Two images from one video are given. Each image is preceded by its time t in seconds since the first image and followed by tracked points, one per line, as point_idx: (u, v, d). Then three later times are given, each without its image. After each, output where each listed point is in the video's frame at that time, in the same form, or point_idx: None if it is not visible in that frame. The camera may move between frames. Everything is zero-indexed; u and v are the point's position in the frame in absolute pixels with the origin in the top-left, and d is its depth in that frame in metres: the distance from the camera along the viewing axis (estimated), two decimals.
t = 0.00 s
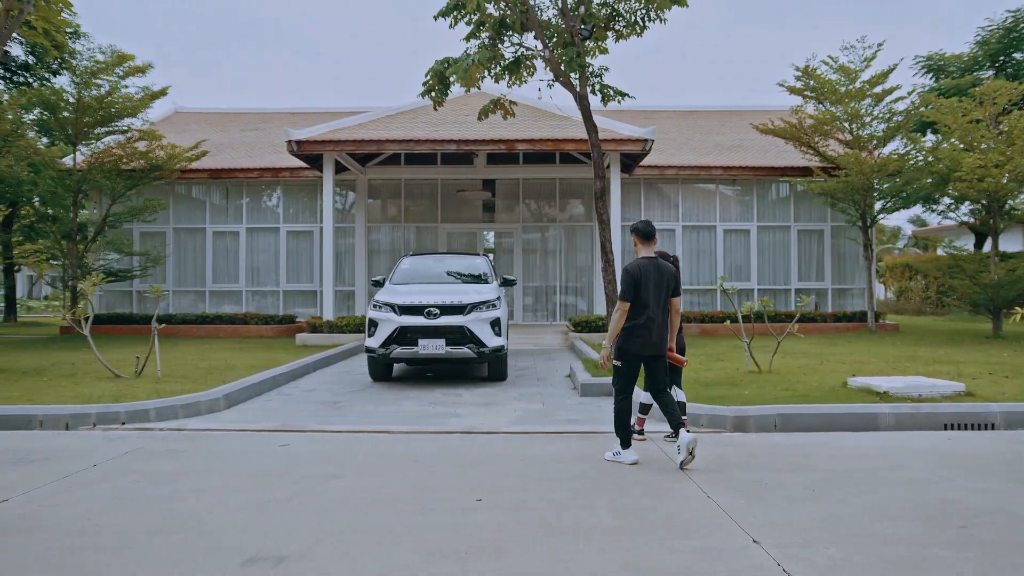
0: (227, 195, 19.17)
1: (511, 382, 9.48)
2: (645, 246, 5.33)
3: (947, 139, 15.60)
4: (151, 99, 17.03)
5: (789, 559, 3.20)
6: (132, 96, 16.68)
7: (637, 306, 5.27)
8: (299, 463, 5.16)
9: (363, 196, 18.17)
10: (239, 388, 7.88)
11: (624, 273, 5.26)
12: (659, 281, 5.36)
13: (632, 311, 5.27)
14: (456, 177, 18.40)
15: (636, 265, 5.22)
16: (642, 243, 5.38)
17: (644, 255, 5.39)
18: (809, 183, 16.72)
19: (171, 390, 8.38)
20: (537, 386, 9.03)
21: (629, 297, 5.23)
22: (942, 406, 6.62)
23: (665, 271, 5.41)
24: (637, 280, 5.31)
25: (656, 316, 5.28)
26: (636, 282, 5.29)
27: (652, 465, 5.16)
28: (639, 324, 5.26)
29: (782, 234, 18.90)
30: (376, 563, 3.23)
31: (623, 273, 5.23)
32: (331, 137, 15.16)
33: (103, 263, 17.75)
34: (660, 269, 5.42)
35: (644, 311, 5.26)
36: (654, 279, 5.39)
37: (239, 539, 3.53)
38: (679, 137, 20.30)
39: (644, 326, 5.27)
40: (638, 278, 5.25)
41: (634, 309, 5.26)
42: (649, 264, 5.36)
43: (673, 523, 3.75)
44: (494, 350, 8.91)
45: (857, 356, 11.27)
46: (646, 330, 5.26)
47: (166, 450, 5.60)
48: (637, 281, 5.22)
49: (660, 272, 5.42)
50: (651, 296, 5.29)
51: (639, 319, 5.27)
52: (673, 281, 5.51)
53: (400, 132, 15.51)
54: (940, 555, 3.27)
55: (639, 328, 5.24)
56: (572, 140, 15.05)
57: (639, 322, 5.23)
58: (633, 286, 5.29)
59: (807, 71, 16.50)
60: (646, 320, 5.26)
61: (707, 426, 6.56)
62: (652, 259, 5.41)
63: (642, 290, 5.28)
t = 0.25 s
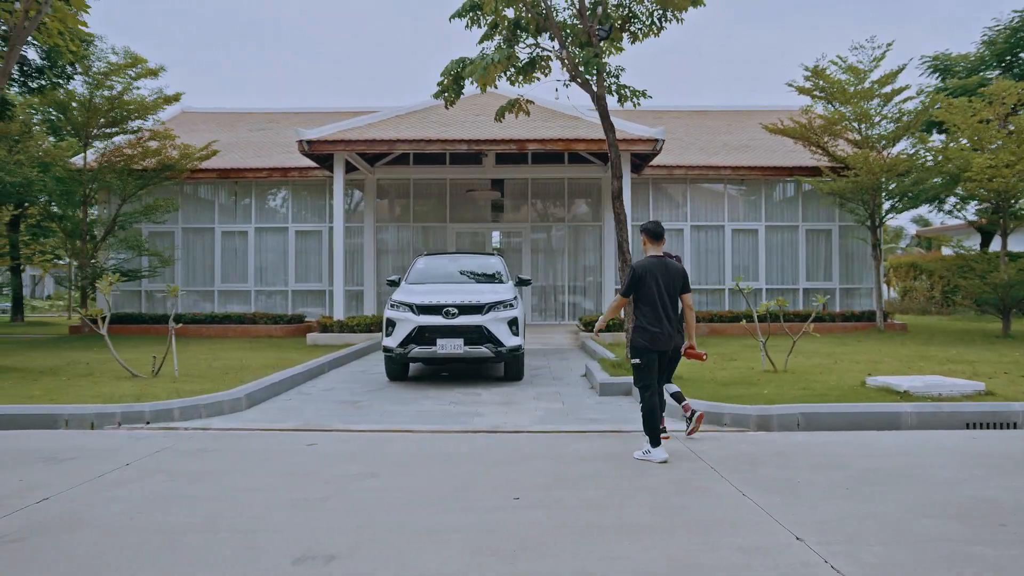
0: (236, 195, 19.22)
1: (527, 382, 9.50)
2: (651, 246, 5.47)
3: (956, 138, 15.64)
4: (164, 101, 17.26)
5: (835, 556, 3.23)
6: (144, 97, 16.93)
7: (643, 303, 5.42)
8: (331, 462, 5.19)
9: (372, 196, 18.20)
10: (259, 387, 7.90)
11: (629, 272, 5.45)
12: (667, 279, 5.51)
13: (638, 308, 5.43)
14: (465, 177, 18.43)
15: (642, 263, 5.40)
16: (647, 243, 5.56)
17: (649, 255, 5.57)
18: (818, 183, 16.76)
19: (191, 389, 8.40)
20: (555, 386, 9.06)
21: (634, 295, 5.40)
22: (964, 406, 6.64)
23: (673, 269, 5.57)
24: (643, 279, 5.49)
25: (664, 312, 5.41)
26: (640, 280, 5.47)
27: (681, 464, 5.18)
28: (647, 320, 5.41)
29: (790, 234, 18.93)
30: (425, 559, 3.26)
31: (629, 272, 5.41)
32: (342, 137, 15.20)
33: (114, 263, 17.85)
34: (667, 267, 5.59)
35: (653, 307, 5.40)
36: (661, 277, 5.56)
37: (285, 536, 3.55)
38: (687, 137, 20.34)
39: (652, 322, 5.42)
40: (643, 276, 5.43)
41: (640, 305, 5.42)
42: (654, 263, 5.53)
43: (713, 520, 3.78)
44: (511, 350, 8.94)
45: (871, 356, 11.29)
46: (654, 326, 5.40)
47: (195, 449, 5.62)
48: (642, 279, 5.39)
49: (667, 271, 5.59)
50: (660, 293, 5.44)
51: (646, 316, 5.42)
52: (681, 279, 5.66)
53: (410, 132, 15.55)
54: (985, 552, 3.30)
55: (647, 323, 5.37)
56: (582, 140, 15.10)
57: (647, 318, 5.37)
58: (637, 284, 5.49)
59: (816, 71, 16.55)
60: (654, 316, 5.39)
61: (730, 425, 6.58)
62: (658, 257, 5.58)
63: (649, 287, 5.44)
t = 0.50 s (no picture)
0: (242, 195, 19.22)
1: (542, 381, 9.51)
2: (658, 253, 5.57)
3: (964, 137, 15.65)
4: (173, 103, 17.31)
5: (877, 555, 3.24)
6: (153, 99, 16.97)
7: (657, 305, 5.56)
8: (357, 462, 5.19)
9: (379, 196, 18.21)
10: (277, 387, 7.91)
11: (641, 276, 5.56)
12: (679, 282, 5.64)
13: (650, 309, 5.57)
14: (472, 177, 18.44)
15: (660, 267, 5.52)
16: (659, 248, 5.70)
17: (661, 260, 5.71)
18: (826, 183, 16.77)
19: (208, 390, 8.40)
20: (570, 385, 9.06)
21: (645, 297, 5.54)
22: (984, 404, 6.64)
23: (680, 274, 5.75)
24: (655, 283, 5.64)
25: (676, 314, 5.57)
26: (651, 283, 5.61)
27: (707, 462, 5.18)
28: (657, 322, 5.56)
29: (798, 233, 18.94)
30: (468, 559, 3.27)
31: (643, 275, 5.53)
32: (350, 137, 15.23)
33: (121, 264, 17.88)
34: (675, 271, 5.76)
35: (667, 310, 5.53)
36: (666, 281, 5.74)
37: (326, 536, 3.56)
38: (693, 136, 20.35)
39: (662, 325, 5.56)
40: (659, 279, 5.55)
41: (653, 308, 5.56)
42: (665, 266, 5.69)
43: (749, 519, 3.79)
44: (527, 350, 8.96)
45: (883, 355, 11.29)
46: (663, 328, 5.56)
47: (220, 449, 5.63)
48: (657, 282, 5.51)
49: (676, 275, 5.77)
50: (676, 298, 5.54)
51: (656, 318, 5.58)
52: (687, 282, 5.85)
53: (419, 132, 15.57)
54: None
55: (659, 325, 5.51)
56: (591, 139, 15.12)
57: (659, 320, 5.51)
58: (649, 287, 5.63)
59: (823, 70, 16.56)
60: (666, 318, 5.54)
61: (750, 424, 6.59)
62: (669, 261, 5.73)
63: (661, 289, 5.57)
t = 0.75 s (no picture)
0: (249, 195, 19.25)
1: (553, 381, 9.53)
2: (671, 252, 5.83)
3: (971, 137, 15.65)
4: (180, 103, 17.34)
5: (910, 553, 3.25)
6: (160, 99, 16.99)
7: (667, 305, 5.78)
8: (379, 462, 5.20)
9: (385, 196, 18.23)
10: (292, 387, 7.92)
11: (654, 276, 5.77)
12: (686, 282, 5.89)
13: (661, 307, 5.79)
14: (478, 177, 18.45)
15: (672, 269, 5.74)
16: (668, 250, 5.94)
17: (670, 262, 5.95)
18: (833, 182, 16.78)
19: (222, 389, 8.41)
20: (582, 385, 9.08)
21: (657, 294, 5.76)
22: (1000, 404, 6.65)
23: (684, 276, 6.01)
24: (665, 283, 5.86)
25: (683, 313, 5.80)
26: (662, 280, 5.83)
27: (728, 462, 5.19)
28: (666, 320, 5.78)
29: (803, 233, 18.95)
30: (502, 558, 3.28)
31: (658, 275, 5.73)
32: (358, 137, 15.26)
33: (128, 265, 17.91)
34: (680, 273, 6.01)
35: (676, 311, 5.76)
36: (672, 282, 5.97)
37: (357, 535, 3.58)
38: (698, 136, 20.37)
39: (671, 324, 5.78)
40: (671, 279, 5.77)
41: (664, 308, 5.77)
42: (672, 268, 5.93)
43: (777, 518, 3.80)
44: (539, 349, 8.99)
45: (892, 355, 11.29)
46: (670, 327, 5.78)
47: (241, 449, 5.64)
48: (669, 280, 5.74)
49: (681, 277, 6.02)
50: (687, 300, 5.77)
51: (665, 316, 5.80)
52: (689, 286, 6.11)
53: (426, 132, 15.59)
54: None
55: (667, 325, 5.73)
56: (598, 139, 15.15)
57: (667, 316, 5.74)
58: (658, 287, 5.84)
59: (830, 71, 16.58)
60: (673, 316, 5.77)
61: (766, 423, 6.60)
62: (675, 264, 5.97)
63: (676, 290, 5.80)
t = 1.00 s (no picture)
0: (254, 196, 19.27)
1: (561, 381, 9.55)
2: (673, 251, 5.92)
3: (976, 136, 15.64)
4: (182, 103, 17.33)
5: (932, 549, 3.27)
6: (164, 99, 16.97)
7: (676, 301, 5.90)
8: (394, 461, 5.22)
9: (390, 196, 18.25)
10: (302, 387, 7.93)
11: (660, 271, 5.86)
12: (687, 282, 5.99)
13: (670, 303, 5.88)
14: (482, 177, 18.47)
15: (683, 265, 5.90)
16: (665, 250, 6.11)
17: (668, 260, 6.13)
18: (837, 181, 16.79)
19: (232, 390, 8.42)
20: (591, 385, 9.09)
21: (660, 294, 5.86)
22: (1010, 401, 6.67)
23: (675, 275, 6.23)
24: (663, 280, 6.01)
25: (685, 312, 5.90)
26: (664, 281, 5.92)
27: (743, 459, 5.21)
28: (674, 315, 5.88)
29: (807, 232, 18.96)
30: (528, 556, 3.29)
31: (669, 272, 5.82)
32: (364, 137, 15.30)
33: (132, 266, 17.91)
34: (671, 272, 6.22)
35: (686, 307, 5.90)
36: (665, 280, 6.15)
37: (381, 534, 3.59)
38: (702, 136, 20.38)
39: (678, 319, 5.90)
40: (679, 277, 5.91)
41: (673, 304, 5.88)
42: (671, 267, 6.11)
43: (798, 516, 3.81)
44: (548, 349, 9.01)
45: (899, 353, 11.31)
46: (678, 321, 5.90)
47: (257, 449, 5.66)
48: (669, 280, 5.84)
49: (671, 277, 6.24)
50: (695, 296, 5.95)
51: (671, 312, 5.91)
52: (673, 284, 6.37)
53: (432, 132, 15.61)
54: None
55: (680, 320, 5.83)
56: (603, 139, 15.16)
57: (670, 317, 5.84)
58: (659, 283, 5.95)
59: (834, 70, 16.59)
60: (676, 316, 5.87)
61: (778, 421, 6.61)
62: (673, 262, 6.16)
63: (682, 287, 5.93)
